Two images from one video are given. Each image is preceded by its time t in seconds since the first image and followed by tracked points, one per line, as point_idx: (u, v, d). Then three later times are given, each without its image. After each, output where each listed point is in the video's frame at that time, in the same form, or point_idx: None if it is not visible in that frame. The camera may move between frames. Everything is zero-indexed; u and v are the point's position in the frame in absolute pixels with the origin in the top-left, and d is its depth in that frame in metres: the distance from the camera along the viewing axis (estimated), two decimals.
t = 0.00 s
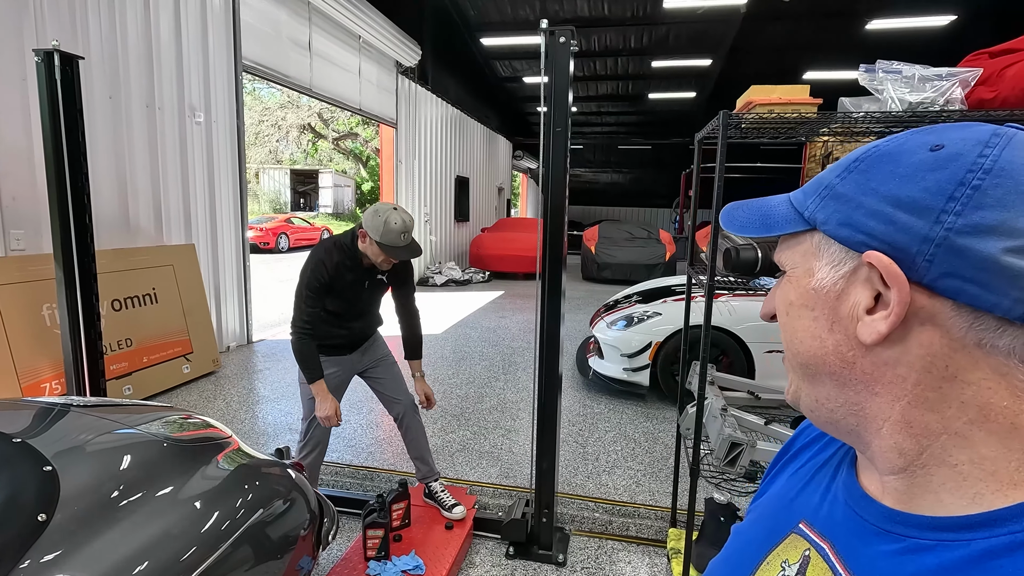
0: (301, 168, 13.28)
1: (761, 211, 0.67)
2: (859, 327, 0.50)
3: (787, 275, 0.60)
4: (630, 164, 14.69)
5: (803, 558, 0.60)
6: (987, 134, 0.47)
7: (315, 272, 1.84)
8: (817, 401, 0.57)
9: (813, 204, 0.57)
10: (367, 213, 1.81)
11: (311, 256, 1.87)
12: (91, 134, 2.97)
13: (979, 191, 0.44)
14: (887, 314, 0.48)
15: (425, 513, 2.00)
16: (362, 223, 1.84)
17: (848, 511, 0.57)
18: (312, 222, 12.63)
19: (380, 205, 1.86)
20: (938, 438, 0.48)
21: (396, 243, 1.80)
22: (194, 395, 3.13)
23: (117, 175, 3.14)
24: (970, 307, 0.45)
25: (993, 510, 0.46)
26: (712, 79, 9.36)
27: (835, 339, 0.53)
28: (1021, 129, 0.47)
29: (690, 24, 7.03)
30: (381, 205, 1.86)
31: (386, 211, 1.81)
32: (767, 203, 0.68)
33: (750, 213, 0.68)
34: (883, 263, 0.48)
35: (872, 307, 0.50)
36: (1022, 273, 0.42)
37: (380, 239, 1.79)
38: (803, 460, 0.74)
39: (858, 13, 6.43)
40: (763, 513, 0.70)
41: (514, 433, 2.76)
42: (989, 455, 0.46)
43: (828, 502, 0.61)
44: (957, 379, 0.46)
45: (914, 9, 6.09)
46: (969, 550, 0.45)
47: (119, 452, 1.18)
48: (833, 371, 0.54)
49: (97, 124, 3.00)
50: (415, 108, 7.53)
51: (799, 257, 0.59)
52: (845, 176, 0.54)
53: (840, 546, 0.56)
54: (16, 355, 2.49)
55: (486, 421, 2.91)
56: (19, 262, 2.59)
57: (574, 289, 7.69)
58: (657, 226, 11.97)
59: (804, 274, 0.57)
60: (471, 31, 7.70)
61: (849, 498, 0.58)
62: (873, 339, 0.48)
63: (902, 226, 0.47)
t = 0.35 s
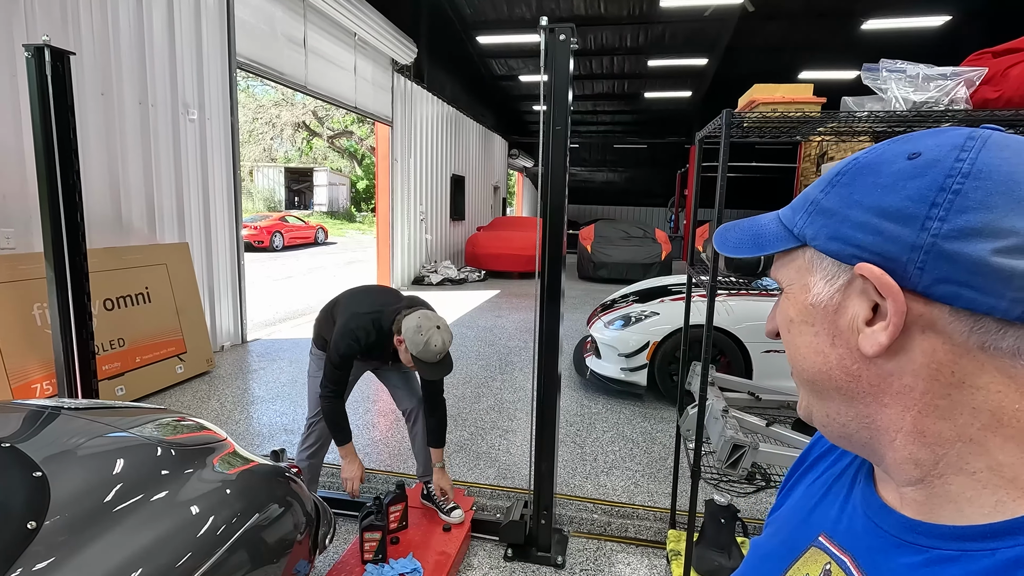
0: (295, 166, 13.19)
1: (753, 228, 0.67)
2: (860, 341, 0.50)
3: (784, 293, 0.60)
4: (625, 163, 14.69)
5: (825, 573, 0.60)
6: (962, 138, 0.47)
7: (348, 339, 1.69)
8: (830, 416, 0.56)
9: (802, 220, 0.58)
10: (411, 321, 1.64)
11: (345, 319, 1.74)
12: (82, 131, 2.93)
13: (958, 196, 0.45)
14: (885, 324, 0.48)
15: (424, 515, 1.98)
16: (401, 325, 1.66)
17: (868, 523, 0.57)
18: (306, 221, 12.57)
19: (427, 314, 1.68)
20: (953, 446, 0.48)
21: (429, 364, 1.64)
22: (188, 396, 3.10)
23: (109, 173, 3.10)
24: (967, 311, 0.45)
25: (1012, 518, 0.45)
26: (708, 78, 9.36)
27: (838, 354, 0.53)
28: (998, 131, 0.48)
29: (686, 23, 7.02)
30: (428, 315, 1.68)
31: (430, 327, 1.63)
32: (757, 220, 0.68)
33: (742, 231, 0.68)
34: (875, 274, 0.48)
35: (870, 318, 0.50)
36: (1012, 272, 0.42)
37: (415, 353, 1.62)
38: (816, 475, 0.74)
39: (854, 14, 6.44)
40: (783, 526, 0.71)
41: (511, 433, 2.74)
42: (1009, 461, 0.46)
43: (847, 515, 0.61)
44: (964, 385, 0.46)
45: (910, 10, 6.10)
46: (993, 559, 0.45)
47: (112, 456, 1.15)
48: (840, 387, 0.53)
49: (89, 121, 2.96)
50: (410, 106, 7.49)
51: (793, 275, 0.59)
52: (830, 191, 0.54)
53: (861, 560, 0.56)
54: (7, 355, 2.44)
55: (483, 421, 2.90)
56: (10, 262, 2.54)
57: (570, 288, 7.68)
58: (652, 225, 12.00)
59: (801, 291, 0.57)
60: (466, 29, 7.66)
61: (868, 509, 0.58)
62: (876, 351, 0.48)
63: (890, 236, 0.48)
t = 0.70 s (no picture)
0: (293, 165, 13.24)
1: (748, 237, 0.67)
2: (866, 340, 0.50)
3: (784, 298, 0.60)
4: (622, 164, 14.70)
5: None
6: (945, 131, 0.48)
7: (336, 366, 1.64)
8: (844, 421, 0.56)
9: (794, 225, 0.58)
10: (395, 366, 1.56)
11: (337, 343, 1.70)
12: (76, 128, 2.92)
13: (948, 188, 0.45)
14: (889, 323, 0.48)
15: (417, 515, 1.97)
16: (384, 366, 1.58)
17: (889, 526, 0.56)
18: (303, 220, 12.57)
19: (414, 361, 1.59)
20: (969, 442, 0.48)
21: (403, 413, 1.56)
22: (183, 394, 3.09)
23: (104, 171, 3.09)
24: (971, 303, 0.45)
25: None
26: (704, 78, 9.38)
27: (844, 355, 0.53)
28: (980, 122, 0.49)
29: (683, 23, 7.02)
30: (415, 363, 1.59)
31: (412, 379, 1.55)
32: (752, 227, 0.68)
33: (737, 241, 0.68)
34: (873, 273, 0.48)
35: (874, 318, 0.50)
36: (1013, 262, 0.42)
37: (393, 401, 1.55)
38: (833, 477, 0.73)
39: (849, 14, 6.47)
40: (799, 532, 0.69)
41: (505, 432, 2.74)
42: None
43: (863, 517, 0.60)
44: (976, 379, 0.46)
45: (906, 10, 6.11)
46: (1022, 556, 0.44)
47: (102, 451, 1.15)
48: (848, 388, 0.53)
49: (82, 117, 2.94)
50: (407, 106, 7.48)
51: (791, 279, 0.59)
52: (819, 193, 0.55)
53: (883, 563, 0.55)
54: None
55: (478, 420, 2.90)
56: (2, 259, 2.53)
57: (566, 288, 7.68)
58: (649, 225, 11.99)
59: (800, 295, 0.57)
60: (463, 27, 7.66)
61: (886, 510, 0.57)
62: (883, 350, 0.49)
63: (883, 235, 0.48)
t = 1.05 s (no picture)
0: (298, 171, 13.37)
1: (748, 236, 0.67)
2: (881, 342, 0.49)
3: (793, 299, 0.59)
4: (626, 169, 14.71)
5: None
6: (956, 126, 0.48)
7: (313, 366, 1.69)
8: (857, 424, 0.55)
9: (801, 224, 0.57)
10: (361, 358, 1.62)
11: (313, 344, 1.75)
12: (82, 135, 2.99)
13: (965, 185, 0.44)
14: (906, 325, 0.47)
15: (409, 513, 2.01)
16: (354, 359, 1.65)
17: (906, 529, 0.55)
18: (308, 225, 12.67)
19: (381, 352, 1.65)
20: (988, 446, 0.48)
21: (374, 406, 1.62)
22: (184, 396, 3.13)
23: (109, 177, 3.16)
24: (989, 303, 0.44)
25: None
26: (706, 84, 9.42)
27: (857, 358, 0.52)
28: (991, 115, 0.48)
29: (683, 30, 7.08)
30: (382, 354, 1.64)
31: (378, 370, 1.61)
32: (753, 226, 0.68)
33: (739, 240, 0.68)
34: (888, 274, 0.47)
35: (889, 319, 0.49)
36: None
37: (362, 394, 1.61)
38: (847, 477, 0.73)
39: (849, 20, 6.49)
40: (813, 534, 0.69)
41: (500, 434, 2.77)
42: None
43: (880, 519, 0.59)
44: (994, 381, 0.46)
45: (907, 16, 6.14)
46: None
47: (96, 447, 1.19)
48: (863, 392, 0.52)
49: (88, 125, 3.01)
50: (410, 112, 7.56)
51: (801, 280, 0.58)
52: (826, 192, 0.54)
53: (901, 567, 0.54)
54: (4, 354, 2.48)
55: (475, 422, 2.93)
56: (9, 262, 2.58)
57: (568, 293, 7.72)
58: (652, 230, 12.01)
59: (810, 296, 0.56)
60: (466, 34, 7.74)
61: (902, 511, 0.56)
62: (899, 352, 0.48)
63: (897, 234, 0.47)
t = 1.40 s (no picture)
0: (308, 190, 13.57)
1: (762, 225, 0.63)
2: (919, 340, 0.45)
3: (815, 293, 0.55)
4: (633, 187, 14.57)
5: None
6: (991, 95, 0.43)
7: (300, 375, 1.79)
8: (893, 424, 0.51)
9: (821, 211, 0.53)
10: (343, 364, 1.75)
11: (300, 355, 1.84)
12: (92, 152, 3.06)
13: (1009, 161, 0.40)
14: (946, 320, 0.43)
15: (404, 526, 2.00)
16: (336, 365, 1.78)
17: (951, 531, 0.50)
18: (316, 243, 12.80)
19: (360, 359, 1.77)
20: None
21: (353, 410, 1.74)
22: (185, 410, 3.15)
23: (117, 193, 3.22)
24: None
25: None
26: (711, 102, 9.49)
27: (892, 355, 0.48)
28: None
29: (686, 49, 7.17)
30: (361, 361, 1.76)
31: (355, 376, 1.72)
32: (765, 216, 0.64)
33: (753, 229, 0.64)
34: (925, 265, 0.43)
35: (925, 314, 0.45)
36: None
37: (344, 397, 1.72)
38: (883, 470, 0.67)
39: (851, 38, 6.55)
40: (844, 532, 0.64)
41: (499, 449, 2.75)
42: None
43: (919, 519, 0.54)
44: None
45: (909, 34, 6.17)
46: None
47: (91, 452, 1.21)
48: (899, 391, 0.48)
49: (97, 142, 3.08)
50: (417, 131, 7.67)
51: (822, 272, 0.53)
52: (848, 175, 0.50)
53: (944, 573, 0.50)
54: (8, 367, 2.51)
55: (474, 437, 2.91)
56: (15, 275, 2.63)
57: (573, 309, 7.72)
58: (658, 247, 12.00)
59: (836, 290, 0.52)
60: (472, 55, 7.88)
61: (945, 511, 0.52)
62: (939, 351, 0.43)
63: (932, 219, 0.43)
